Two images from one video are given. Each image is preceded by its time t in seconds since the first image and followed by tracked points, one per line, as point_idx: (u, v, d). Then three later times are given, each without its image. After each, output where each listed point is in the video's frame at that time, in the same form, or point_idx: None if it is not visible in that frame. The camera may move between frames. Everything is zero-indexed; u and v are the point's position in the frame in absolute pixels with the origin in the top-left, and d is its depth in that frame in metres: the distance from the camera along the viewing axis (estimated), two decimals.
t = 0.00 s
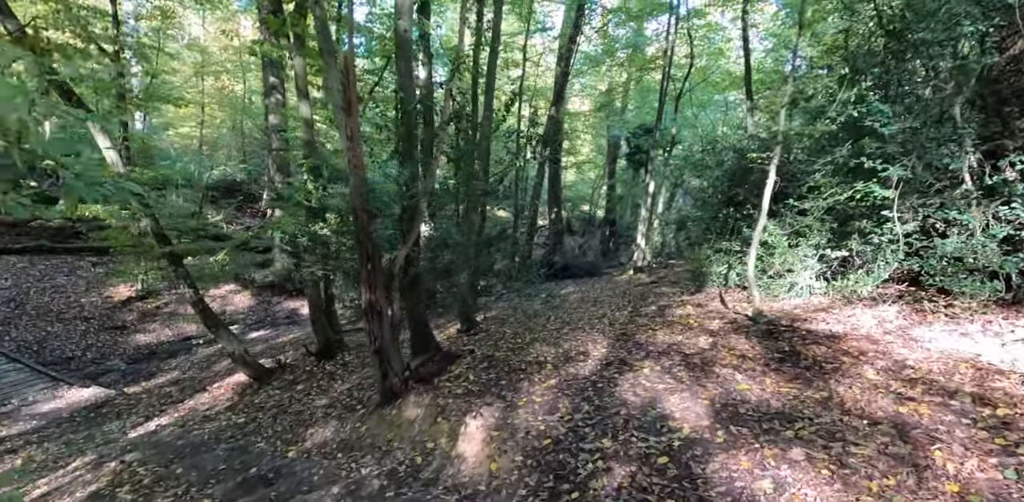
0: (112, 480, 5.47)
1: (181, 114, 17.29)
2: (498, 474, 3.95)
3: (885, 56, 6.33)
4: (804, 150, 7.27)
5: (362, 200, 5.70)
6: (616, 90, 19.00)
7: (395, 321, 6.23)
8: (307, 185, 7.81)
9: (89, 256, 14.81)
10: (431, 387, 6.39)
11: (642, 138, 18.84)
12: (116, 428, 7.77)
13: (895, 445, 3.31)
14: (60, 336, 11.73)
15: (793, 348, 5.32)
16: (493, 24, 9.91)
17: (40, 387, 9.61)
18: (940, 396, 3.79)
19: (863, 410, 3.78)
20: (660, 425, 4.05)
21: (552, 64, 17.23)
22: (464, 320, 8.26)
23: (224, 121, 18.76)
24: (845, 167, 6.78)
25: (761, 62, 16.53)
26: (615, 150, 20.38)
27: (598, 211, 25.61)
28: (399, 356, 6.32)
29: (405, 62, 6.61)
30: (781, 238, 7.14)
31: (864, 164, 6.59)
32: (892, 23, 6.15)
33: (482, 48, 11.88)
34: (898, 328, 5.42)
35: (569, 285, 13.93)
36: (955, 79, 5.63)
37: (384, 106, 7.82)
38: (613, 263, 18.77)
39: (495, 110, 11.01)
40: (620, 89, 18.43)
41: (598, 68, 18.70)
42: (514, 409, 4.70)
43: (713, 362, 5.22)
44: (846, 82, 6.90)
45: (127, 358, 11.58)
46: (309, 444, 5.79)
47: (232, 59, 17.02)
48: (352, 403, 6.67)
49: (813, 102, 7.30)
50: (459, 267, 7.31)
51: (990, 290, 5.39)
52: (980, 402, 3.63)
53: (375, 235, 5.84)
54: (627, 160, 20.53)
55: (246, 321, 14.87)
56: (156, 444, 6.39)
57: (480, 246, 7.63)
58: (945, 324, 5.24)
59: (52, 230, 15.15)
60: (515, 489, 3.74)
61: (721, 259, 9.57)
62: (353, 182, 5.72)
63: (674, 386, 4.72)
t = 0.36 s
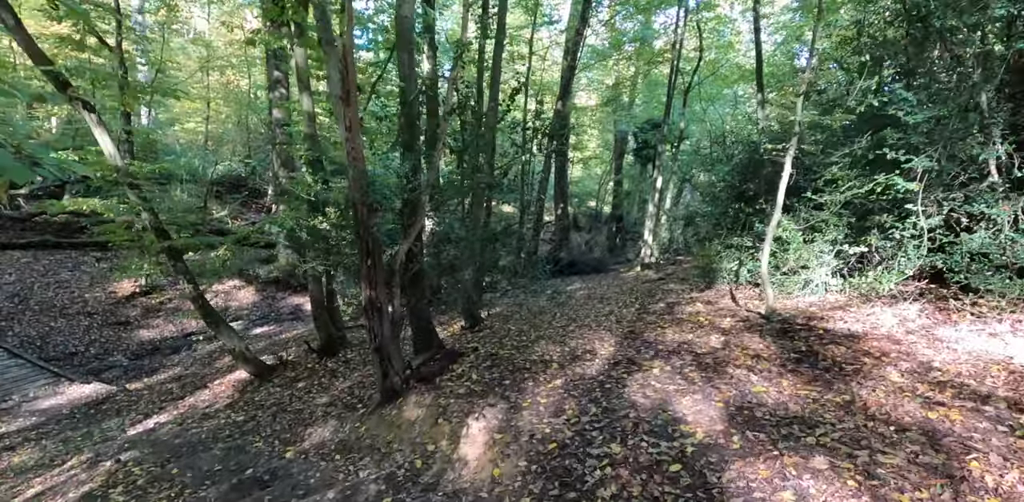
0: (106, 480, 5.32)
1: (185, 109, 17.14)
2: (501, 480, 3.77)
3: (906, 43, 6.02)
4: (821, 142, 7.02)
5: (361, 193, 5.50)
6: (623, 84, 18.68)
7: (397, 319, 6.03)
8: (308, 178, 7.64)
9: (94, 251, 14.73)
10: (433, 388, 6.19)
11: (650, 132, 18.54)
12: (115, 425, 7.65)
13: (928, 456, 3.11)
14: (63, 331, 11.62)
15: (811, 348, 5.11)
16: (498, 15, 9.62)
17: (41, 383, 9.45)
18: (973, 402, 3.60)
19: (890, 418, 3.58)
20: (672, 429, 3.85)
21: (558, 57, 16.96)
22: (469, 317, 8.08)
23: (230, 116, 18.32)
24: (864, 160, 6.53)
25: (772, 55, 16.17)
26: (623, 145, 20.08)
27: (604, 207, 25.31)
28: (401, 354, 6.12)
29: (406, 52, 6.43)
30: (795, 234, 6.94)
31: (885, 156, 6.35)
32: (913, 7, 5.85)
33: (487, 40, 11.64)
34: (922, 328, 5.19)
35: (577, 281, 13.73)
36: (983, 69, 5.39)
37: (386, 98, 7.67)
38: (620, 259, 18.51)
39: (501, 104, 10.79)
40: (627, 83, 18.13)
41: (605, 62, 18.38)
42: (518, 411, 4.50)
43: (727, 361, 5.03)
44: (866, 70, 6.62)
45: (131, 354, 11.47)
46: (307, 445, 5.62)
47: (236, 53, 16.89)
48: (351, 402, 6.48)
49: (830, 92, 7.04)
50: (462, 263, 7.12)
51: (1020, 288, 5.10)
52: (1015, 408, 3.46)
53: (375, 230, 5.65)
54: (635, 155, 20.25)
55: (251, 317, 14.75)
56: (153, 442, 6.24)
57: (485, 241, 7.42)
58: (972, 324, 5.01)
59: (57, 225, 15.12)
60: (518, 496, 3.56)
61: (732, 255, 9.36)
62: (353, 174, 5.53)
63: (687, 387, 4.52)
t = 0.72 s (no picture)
0: (113, 477, 5.23)
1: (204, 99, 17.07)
2: (517, 489, 3.57)
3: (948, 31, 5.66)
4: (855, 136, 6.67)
5: (372, 186, 5.32)
6: (640, 78, 18.25)
7: (408, 316, 5.85)
8: (321, 171, 7.49)
9: (110, 243, 14.80)
10: (445, 387, 6.01)
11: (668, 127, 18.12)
12: (125, 419, 7.60)
13: (985, 478, 2.91)
14: (79, 323, 11.66)
15: (844, 352, 4.85)
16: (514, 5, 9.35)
17: (56, 374, 9.46)
18: None
19: (940, 436, 3.36)
20: (698, 440, 3.65)
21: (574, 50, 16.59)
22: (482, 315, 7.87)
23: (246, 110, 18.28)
24: (902, 154, 6.18)
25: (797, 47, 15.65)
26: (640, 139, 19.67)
27: (620, 203, 24.91)
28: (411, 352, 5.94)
29: (419, 42, 6.25)
30: (825, 232, 6.65)
31: (925, 150, 6.00)
32: None
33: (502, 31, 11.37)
34: (964, 334, 4.89)
35: (592, 278, 13.46)
36: None
37: (400, 89, 7.50)
38: (636, 255, 18.17)
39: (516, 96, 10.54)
40: (644, 77, 17.71)
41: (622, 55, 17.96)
42: (533, 416, 4.29)
43: (755, 366, 4.78)
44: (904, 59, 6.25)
45: (146, 346, 11.51)
46: (316, 445, 5.48)
47: (252, 47, 16.84)
48: (361, 400, 6.32)
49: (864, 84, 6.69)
50: (477, 259, 6.92)
51: None
52: None
53: (386, 224, 5.45)
54: (651, 150, 19.84)
55: (264, 310, 14.73)
56: (163, 438, 6.17)
57: (499, 237, 7.20)
58: (1019, 332, 4.72)
59: (74, 217, 15.23)
60: None
61: (755, 253, 9.07)
62: (365, 167, 5.34)
63: (714, 393, 4.29)
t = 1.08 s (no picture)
0: (151, 459, 5.35)
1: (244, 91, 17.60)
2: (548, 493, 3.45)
3: None
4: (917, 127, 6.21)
5: (405, 176, 5.22)
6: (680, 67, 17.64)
7: (439, 308, 5.77)
8: (354, 160, 7.48)
9: (155, 228, 15.34)
10: (474, 381, 5.92)
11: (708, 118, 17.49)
12: (165, 401, 7.83)
13: None
14: (126, 305, 12.13)
15: (902, 359, 4.52)
16: None
17: (103, 354, 9.84)
18: None
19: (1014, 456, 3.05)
20: (743, 449, 3.44)
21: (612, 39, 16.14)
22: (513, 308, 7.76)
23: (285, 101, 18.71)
24: (971, 147, 5.71)
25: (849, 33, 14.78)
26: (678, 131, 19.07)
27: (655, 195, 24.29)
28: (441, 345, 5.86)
29: (455, 28, 6.10)
30: (881, 229, 6.23)
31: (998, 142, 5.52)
32: None
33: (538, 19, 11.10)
34: None
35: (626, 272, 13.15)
36: None
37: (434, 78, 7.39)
38: (671, 249, 17.70)
39: (551, 85, 10.28)
40: (684, 66, 17.12)
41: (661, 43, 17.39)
42: (566, 416, 4.14)
43: (804, 371, 4.49)
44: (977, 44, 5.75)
45: (188, 329, 11.88)
46: (345, 435, 5.48)
47: (291, 38, 17.05)
48: (391, 391, 6.30)
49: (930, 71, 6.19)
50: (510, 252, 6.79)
51: None
52: None
53: (418, 215, 5.36)
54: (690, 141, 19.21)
55: (299, 297, 15.02)
56: (201, 421, 6.31)
57: (533, 229, 7.05)
58: None
59: (123, 203, 15.85)
60: None
61: (801, 250, 8.62)
62: (398, 157, 5.26)
63: (760, 399, 4.04)
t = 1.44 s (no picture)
0: (183, 447, 5.43)
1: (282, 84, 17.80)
2: None
3: None
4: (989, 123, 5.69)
5: (436, 169, 5.09)
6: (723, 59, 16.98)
7: (469, 306, 5.63)
8: (387, 153, 7.41)
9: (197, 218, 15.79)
10: (502, 381, 5.78)
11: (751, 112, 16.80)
12: (201, 388, 8.00)
13: None
14: (168, 292, 12.52)
15: (969, 375, 4.12)
16: None
17: (145, 339, 10.16)
18: None
19: None
20: (791, 470, 3.18)
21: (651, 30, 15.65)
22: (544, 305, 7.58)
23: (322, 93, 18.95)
24: None
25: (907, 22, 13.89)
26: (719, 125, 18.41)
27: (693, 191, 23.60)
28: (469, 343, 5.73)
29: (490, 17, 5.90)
30: (945, 232, 5.75)
31: None
32: None
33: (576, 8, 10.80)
34: None
35: (661, 270, 12.77)
36: None
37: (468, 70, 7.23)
38: (709, 248, 17.14)
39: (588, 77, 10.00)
40: (727, 58, 16.46)
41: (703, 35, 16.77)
42: (597, 424, 3.94)
43: (857, 384, 4.16)
44: None
45: (225, 317, 12.17)
46: (371, 431, 5.43)
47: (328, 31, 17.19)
48: (418, 388, 6.23)
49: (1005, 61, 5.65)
50: (541, 248, 6.60)
51: None
52: None
53: (448, 209, 5.22)
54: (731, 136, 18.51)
55: (332, 287, 15.23)
56: (232, 410, 6.39)
57: (565, 225, 6.84)
58: None
59: (168, 193, 16.39)
60: None
61: (851, 252, 8.11)
62: (429, 150, 5.14)
63: (808, 414, 3.75)
